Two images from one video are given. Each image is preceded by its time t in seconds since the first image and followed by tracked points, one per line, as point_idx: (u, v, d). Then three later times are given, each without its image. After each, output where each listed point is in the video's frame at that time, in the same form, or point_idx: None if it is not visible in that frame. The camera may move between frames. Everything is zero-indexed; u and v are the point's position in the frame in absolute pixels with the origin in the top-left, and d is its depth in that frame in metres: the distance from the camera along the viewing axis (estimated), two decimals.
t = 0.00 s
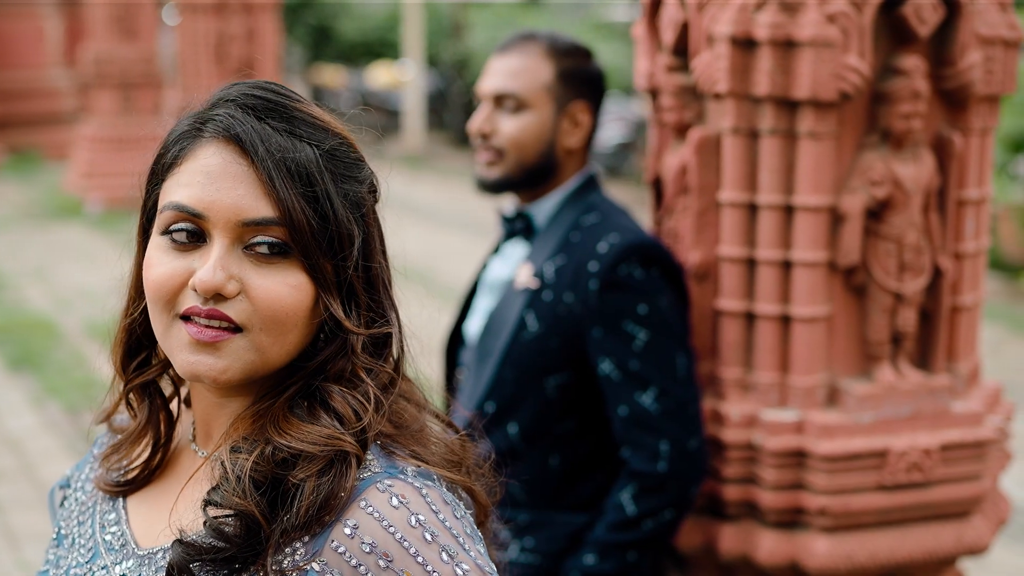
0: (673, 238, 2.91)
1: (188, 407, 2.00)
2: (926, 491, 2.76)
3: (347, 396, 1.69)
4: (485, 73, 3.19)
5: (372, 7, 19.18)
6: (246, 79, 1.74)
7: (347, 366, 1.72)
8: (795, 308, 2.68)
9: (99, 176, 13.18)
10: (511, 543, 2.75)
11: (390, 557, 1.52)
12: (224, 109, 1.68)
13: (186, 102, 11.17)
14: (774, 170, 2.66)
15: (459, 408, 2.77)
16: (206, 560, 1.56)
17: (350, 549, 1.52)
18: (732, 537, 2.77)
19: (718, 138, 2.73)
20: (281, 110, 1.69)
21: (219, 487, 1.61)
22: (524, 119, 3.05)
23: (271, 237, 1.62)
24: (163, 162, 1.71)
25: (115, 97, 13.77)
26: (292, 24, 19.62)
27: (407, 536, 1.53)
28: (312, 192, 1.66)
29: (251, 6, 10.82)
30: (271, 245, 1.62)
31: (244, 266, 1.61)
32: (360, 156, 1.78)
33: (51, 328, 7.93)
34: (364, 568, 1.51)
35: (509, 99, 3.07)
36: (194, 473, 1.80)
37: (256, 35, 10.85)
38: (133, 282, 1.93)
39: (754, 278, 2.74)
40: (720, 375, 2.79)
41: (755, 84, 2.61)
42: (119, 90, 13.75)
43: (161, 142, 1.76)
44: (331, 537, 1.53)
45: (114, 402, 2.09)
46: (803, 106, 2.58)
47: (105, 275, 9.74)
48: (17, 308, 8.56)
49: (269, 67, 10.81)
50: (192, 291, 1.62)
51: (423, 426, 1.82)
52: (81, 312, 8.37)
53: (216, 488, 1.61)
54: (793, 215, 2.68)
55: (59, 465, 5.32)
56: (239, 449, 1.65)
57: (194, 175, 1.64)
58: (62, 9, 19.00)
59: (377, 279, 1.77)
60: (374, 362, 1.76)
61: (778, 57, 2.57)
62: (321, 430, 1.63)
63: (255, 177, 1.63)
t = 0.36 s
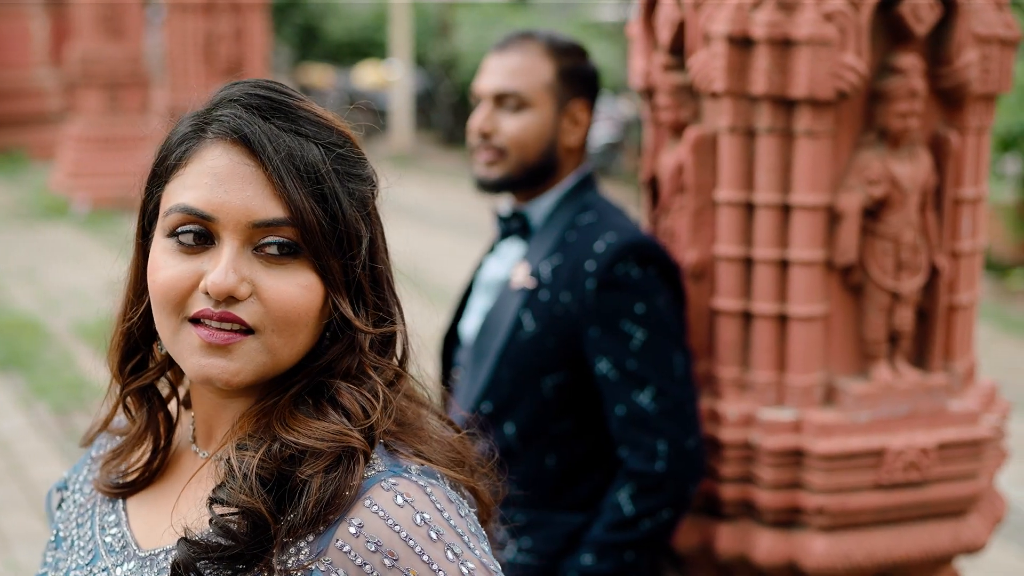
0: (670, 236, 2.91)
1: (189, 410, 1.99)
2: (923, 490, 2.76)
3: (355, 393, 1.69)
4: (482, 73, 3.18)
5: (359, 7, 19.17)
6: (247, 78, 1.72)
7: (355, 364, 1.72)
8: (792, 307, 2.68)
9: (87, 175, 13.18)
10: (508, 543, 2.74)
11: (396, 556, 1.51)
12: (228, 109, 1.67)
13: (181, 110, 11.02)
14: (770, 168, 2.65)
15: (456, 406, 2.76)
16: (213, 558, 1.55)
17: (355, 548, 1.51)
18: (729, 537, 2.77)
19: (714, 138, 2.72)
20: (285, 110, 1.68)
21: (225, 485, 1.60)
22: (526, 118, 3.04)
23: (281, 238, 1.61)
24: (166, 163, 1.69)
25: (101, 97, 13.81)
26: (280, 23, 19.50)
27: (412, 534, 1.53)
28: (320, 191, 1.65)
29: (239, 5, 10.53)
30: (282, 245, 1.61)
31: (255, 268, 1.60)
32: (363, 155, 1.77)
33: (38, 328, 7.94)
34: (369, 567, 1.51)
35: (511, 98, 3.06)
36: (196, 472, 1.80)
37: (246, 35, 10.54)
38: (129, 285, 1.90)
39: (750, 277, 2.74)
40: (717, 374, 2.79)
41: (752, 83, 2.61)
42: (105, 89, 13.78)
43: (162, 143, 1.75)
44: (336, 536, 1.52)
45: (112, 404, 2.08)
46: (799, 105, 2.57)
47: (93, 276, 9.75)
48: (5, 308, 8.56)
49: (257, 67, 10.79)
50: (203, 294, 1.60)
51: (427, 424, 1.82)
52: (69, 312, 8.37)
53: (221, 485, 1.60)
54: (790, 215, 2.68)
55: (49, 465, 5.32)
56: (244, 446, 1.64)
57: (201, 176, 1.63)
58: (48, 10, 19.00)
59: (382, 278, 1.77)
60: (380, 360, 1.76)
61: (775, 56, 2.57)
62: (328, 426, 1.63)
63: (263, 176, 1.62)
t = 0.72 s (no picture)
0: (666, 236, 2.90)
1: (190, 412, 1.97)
2: (921, 489, 2.75)
3: (365, 388, 1.69)
4: (479, 72, 3.18)
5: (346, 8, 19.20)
6: (250, 78, 1.71)
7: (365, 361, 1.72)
8: (790, 306, 2.68)
9: (76, 176, 13.15)
10: (507, 544, 2.74)
11: (404, 553, 1.50)
12: (234, 110, 1.66)
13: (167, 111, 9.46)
14: (768, 168, 2.65)
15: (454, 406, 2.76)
16: (222, 554, 1.54)
17: (363, 547, 1.50)
18: (728, 537, 2.77)
19: (712, 137, 2.72)
20: (291, 110, 1.67)
21: (234, 481, 1.59)
22: (529, 118, 3.03)
23: (294, 238, 1.61)
24: (171, 166, 1.68)
25: (89, 97, 13.84)
26: (268, 23, 19.33)
27: (419, 532, 1.52)
28: (330, 190, 1.66)
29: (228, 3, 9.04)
30: (294, 246, 1.61)
31: (268, 270, 1.60)
32: (366, 155, 1.77)
33: (27, 329, 7.93)
34: (377, 566, 1.50)
35: (514, 98, 3.05)
36: (200, 473, 1.79)
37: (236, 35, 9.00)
38: (127, 289, 1.87)
39: (747, 276, 2.74)
40: (715, 373, 2.79)
41: (750, 81, 2.60)
42: (92, 90, 13.82)
43: (165, 146, 1.74)
44: (343, 535, 1.52)
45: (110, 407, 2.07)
46: (798, 103, 2.57)
47: (84, 277, 9.74)
48: None
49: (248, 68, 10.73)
50: (216, 298, 1.59)
51: (433, 422, 1.82)
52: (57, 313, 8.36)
53: (229, 482, 1.59)
54: (788, 214, 2.67)
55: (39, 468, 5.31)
56: (252, 442, 1.64)
57: (209, 180, 1.62)
58: (37, 11, 19.00)
59: (388, 276, 1.77)
60: (388, 358, 1.76)
61: (773, 55, 2.57)
62: (339, 421, 1.63)
63: (274, 177, 1.61)
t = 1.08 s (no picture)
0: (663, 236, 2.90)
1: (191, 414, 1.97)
2: (919, 488, 2.75)
3: (375, 385, 1.70)
4: (476, 72, 3.18)
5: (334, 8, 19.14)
6: (252, 78, 1.70)
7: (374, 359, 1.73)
8: (787, 305, 2.68)
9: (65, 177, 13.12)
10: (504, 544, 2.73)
11: (409, 552, 1.50)
12: (239, 111, 1.65)
13: (141, 107, 8.42)
14: (765, 167, 2.65)
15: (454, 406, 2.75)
16: (229, 551, 1.53)
17: (369, 544, 1.50)
18: (725, 537, 2.77)
19: (709, 136, 2.72)
20: (295, 111, 1.67)
21: (241, 478, 1.58)
22: (532, 118, 3.02)
23: (304, 239, 1.61)
24: (175, 168, 1.67)
25: (77, 97, 13.81)
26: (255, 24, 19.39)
27: (425, 531, 1.52)
28: (338, 192, 1.65)
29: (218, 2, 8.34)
30: (304, 247, 1.61)
31: (278, 272, 1.59)
32: (367, 154, 1.77)
33: (15, 330, 7.93)
34: (383, 565, 1.49)
35: (516, 98, 3.04)
36: (203, 474, 1.78)
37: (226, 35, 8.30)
38: (132, 293, 1.84)
39: (745, 275, 2.74)
40: (712, 373, 2.79)
41: (747, 80, 2.60)
42: (80, 90, 13.80)
43: (166, 147, 1.72)
44: (349, 534, 1.51)
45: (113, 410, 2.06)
46: (795, 102, 2.57)
47: (73, 277, 9.74)
48: None
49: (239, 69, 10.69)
50: (228, 301, 1.58)
51: (436, 421, 1.83)
52: (46, 314, 8.35)
53: (236, 479, 1.59)
54: (786, 213, 2.67)
55: (27, 469, 5.31)
56: (260, 439, 1.63)
57: (217, 183, 1.61)
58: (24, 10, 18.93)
59: (392, 274, 1.78)
60: (394, 357, 1.77)
61: (770, 54, 2.56)
62: (349, 417, 1.64)
63: (282, 179, 1.60)
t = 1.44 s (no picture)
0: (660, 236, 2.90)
1: (193, 416, 1.96)
2: (916, 487, 2.76)
3: (384, 384, 1.71)
4: (473, 72, 3.17)
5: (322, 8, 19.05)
6: (256, 79, 1.70)
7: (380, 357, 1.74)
8: (785, 305, 2.68)
9: (52, 177, 13.14)
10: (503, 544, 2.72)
11: (417, 550, 1.49)
12: (246, 114, 1.64)
13: (130, 108, 7.82)
14: (763, 167, 2.65)
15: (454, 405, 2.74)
16: (239, 550, 1.53)
17: (377, 544, 1.49)
18: (723, 537, 2.77)
19: (707, 136, 2.72)
20: (301, 112, 1.66)
21: (249, 477, 1.58)
22: (534, 119, 3.03)
23: (314, 241, 1.61)
24: (181, 171, 1.66)
25: (64, 98, 13.79)
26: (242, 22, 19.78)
27: (433, 529, 1.51)
28: (347, 193, 1.66)
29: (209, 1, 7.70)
30: (314, 249, 1.61)
31: (289, 275, 1.59)
32: (372, 155, 1.77)
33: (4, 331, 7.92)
34: (391, 564, 1.48)
35: (518, 98, 3.04)
36: (207, 475, 1.78)
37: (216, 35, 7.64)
38: (136, 297, 1.83)
39: (742, 275, 2.74)
40: (710, 373, 2.79)
41: (745, 81, 2.60)
42: (68, 90, 13.78)
43: (172, 150, 1.71)
44: (357, 533, 1.50)
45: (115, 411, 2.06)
46: (792, 102, 2.57)
47: (60, 278, 9.73)
48: None
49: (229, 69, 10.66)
50: (239, 305, 1.57)
51: (443, 421, 1.83)
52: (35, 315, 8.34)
53: (244, 478, 1.58)
54: (784, 213, 2.67)
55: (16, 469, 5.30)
56: (267, 438, 1.63)
57: (226, 185, 1.60)
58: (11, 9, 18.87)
59: (400, 274, 1.78)
60: (401, 356, 1.78)
61: (768, 54, 2.56)
62: (358, 414, 1.64)
63: (292, 182, 1.60)
